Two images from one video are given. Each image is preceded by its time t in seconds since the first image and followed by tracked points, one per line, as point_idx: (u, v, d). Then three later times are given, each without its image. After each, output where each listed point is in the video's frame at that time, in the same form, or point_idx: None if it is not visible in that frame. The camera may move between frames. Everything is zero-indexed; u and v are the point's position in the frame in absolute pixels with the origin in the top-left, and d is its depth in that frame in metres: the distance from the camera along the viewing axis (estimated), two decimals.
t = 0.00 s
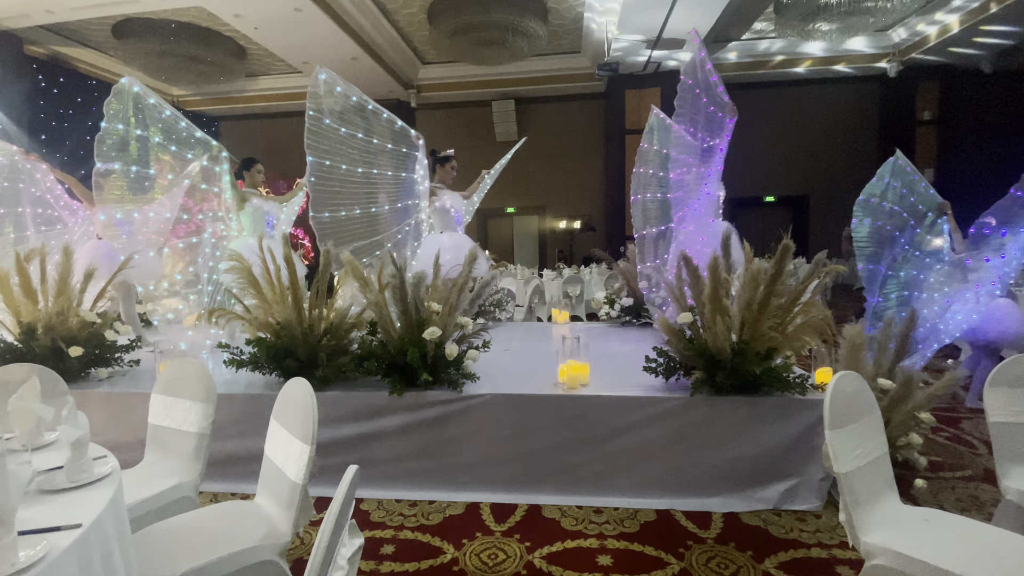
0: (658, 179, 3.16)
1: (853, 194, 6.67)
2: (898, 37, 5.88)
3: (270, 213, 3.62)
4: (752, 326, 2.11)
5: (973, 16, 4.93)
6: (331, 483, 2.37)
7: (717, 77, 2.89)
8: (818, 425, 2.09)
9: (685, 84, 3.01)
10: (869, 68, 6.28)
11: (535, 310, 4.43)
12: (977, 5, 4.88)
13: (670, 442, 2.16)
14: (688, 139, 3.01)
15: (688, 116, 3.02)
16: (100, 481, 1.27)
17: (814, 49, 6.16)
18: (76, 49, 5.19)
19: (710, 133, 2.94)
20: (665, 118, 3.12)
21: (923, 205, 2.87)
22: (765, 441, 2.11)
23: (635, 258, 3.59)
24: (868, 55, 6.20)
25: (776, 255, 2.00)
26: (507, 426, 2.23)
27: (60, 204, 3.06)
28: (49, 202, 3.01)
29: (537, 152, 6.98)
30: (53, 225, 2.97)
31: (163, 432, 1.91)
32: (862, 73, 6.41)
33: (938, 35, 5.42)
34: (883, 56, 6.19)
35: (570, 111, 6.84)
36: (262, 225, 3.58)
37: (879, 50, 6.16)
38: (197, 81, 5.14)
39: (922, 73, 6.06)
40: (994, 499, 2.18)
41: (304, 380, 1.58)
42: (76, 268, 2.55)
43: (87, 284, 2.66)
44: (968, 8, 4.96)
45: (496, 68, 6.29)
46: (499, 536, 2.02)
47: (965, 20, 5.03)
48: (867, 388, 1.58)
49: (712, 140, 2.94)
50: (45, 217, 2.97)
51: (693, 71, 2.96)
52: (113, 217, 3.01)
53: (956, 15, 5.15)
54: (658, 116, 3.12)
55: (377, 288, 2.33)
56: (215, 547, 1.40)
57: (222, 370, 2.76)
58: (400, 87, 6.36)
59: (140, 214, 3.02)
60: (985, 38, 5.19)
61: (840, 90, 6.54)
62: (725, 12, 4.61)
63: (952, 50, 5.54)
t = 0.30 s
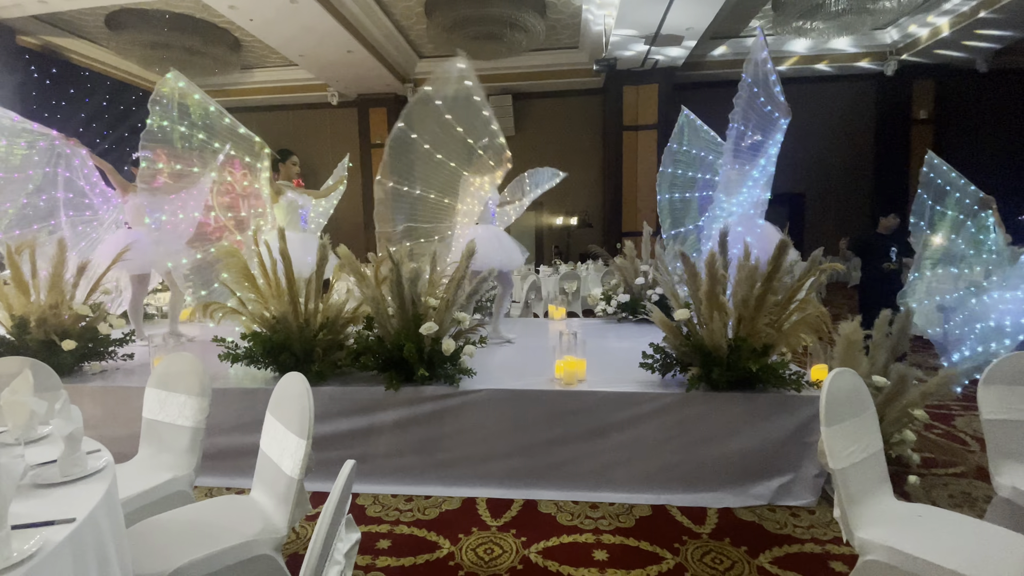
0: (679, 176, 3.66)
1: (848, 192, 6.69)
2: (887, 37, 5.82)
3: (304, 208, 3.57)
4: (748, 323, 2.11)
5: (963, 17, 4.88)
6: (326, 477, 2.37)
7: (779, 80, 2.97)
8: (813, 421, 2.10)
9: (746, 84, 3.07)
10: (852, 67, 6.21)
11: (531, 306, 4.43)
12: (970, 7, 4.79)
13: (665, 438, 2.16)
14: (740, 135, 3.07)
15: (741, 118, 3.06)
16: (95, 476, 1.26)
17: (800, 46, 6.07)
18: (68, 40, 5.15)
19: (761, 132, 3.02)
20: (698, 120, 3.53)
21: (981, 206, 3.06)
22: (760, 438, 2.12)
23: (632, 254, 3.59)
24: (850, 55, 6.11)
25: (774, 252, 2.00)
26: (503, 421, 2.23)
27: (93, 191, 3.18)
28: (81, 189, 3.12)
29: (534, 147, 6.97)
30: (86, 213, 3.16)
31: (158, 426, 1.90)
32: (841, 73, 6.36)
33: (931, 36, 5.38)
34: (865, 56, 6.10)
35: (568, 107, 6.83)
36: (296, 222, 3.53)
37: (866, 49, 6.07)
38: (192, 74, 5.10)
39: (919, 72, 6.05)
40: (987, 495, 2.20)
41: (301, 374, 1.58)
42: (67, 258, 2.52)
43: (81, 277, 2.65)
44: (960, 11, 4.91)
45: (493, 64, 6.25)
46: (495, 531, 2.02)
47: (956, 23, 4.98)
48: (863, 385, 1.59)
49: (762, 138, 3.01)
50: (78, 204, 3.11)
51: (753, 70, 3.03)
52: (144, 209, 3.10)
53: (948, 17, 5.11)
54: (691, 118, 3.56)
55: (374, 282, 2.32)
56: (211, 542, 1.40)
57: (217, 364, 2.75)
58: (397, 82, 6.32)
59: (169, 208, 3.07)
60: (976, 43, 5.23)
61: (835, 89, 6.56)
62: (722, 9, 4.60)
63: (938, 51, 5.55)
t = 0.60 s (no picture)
0: (709, 200, 3.26)
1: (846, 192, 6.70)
2: (876, 38, 5.89)
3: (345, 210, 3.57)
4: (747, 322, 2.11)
5: (960, 21, 4.97)
6: (324, 472, 2.37)
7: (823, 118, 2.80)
8: (810, 420, 2.11)
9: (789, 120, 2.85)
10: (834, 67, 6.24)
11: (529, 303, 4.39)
12: (966, 10, 4.87)
13: (662, 436, 2.17)
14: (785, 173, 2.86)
15: (782, 154, 2.86)
16: (92, 470, 1.26)
17: (787, 44, 6.07)
18: (66, 33, 5.12)
19: (806, 170, 2.81)
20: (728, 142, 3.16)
21: (1021, 199, 3.03)
22: (756, 436, 2.13)
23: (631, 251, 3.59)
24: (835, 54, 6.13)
25: (773, 251, 2.01)
26: (501, 416, 2.23)
27: (137, 187, 3.33)
28: (126, 186, 3.27)
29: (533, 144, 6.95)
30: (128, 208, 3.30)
31: (155, 421, 1.90)
32: (835, 72, 6.39)
33: (927, 39, 5.49)
34: (849, 56, 6.13)
35: (568, 104, 6.82)
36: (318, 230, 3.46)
37: (852, 50, 6.11)
38: (190, 67, 5.08)
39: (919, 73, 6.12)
40: (982, 494, 2.21)
41: (300, 369, 1.58)
42: (63, 250, 2.51)
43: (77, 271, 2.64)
44: (954, 15, 5.00)
45: (494, 59, 6.23)
46: (492, 528, 2.03)
47: (951, 26, 5.08)
48: (860, 384, 1.60)
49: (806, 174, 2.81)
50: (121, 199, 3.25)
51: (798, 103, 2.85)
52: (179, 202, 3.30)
53: (943, 21, 5.20)
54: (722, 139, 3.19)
55: (372, 279, 2.32)
56: (208, 536, 1.40)
57: (214, 359, 2.74)
58: (396, 77, 6.30)
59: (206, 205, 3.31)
60: (975, 42, 5.26)
61: (838, 90, 6.48)
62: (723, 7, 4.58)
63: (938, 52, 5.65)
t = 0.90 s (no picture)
0: (751, 218, 3.38)
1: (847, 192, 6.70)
2: (866, 40, 6.03)
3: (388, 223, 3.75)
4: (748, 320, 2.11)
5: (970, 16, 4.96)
6: (324, 468, 2.37)
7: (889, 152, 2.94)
8: (810, 418, 2.11)
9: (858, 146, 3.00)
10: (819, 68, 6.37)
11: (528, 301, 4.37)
12: (962, 14, 5.10)
13: (662, 433, 2.17)
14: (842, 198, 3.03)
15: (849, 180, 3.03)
16: (93, 463, 1.26)
17: (778, 43, 6.18)
18: (66, 25, 5.10)
19: (867, 202, 2.98)
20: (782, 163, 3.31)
21: None
22: (756, 434, 2.13)
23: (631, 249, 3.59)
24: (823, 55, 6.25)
25: (774, 250, 2.00)
26: (501, 413, 2.23)
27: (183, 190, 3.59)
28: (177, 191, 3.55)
29: (534, 141, 6.94)
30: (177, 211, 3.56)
31: (156, 414, 1.90)
32: (837, 71, 6.38)
33: (922, 43, 5.71)
34: (836, 56, 6.23)
35: (570, 101, 6.81)
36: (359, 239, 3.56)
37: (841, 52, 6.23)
38: (191, 61, 5.06)
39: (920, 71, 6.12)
40: (980, 494, 2.21)
41: (301, 364, 1.58)
42: (65, 243, 2.51)
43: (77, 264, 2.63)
44: (951, 18, 5.22)
45: (497, 55, 6.22)
46: (491, 524, 2.03)
47: (947, 31, 5.31)
48: (860, 382, 1.59)
49: (864, 205, 3.00)
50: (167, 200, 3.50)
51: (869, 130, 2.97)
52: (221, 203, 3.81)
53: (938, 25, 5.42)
54: (777, 161, 3.31)
55: (374, 275, 2.31)
56: (208, 529, 1.40)
57: (214, 354, 2.74)
58: (397, 73, 6.28)
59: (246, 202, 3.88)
60: (977, 40, 5.26)
61: (836, 87, 6.50)
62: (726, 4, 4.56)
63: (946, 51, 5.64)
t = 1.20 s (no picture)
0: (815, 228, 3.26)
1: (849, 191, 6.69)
2: (855, 40, 5.90)
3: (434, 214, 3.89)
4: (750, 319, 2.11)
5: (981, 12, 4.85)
6: (325, 464, 2.38)
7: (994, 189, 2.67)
8: (811, 417, 2.11)
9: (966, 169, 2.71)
10: (805, 66, 6.30)
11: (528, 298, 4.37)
12: (958, 18, 5.15)
13: (663, 431, 2.17)
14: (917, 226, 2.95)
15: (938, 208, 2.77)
16: (95, 456, 1.26)
17: (769, 41, 6.04)
18: (67, 20, 5.09)
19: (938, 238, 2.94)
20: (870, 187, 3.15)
21: None
22: (756, 432, 2.13)
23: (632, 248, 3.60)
24: (809, 54, 6.19)
25: (776, 248, 1.99)
26: (502, 410, 2.24)
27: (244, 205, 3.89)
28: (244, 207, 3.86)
29: (535, 139, 6.93)
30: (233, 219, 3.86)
31: (157, 410, 1.90)
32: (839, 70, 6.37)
33: (919, 45, 5.72)
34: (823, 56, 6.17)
35: (572, 98, 6.79)
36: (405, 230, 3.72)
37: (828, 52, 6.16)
38: (191, 56, 5.05)
39: (923, 72, 6.09)
40: (979, 494, 2.21)
41: (303, 360, 1.58)
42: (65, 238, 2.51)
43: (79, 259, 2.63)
44: (948, 22, 5.25)
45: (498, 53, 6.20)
46: (491, 520, 2.04)
47: (943, 34, 5.36)
48: (861, 382, 1.59)
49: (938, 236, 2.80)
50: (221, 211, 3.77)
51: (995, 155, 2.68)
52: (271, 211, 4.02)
53: (935, 28, 5.48)
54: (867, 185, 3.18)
55: (375, 271, 2.31)
56: (209, 524, 1.41)
57: (216, 349, 2.75)
58: (398, 70, 6.28)
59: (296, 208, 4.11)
60: (981, 39, 5.23)
61: (838, 87, 6.53)
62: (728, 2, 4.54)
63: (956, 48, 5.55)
